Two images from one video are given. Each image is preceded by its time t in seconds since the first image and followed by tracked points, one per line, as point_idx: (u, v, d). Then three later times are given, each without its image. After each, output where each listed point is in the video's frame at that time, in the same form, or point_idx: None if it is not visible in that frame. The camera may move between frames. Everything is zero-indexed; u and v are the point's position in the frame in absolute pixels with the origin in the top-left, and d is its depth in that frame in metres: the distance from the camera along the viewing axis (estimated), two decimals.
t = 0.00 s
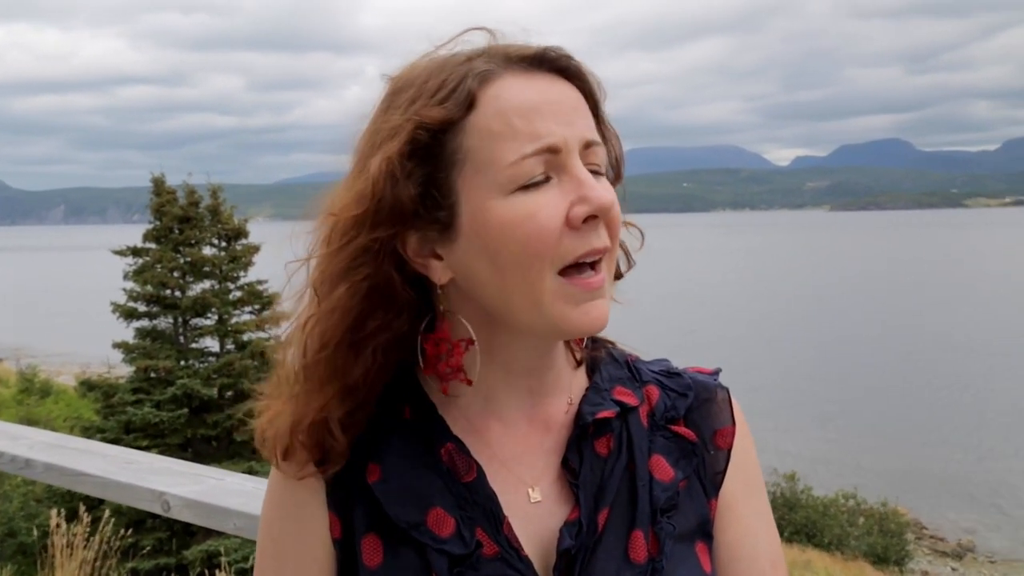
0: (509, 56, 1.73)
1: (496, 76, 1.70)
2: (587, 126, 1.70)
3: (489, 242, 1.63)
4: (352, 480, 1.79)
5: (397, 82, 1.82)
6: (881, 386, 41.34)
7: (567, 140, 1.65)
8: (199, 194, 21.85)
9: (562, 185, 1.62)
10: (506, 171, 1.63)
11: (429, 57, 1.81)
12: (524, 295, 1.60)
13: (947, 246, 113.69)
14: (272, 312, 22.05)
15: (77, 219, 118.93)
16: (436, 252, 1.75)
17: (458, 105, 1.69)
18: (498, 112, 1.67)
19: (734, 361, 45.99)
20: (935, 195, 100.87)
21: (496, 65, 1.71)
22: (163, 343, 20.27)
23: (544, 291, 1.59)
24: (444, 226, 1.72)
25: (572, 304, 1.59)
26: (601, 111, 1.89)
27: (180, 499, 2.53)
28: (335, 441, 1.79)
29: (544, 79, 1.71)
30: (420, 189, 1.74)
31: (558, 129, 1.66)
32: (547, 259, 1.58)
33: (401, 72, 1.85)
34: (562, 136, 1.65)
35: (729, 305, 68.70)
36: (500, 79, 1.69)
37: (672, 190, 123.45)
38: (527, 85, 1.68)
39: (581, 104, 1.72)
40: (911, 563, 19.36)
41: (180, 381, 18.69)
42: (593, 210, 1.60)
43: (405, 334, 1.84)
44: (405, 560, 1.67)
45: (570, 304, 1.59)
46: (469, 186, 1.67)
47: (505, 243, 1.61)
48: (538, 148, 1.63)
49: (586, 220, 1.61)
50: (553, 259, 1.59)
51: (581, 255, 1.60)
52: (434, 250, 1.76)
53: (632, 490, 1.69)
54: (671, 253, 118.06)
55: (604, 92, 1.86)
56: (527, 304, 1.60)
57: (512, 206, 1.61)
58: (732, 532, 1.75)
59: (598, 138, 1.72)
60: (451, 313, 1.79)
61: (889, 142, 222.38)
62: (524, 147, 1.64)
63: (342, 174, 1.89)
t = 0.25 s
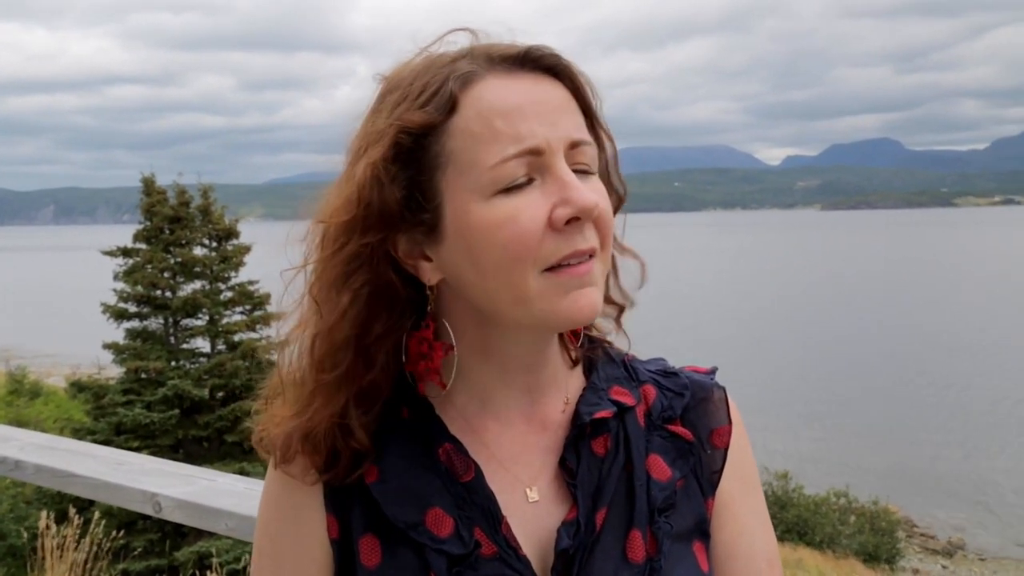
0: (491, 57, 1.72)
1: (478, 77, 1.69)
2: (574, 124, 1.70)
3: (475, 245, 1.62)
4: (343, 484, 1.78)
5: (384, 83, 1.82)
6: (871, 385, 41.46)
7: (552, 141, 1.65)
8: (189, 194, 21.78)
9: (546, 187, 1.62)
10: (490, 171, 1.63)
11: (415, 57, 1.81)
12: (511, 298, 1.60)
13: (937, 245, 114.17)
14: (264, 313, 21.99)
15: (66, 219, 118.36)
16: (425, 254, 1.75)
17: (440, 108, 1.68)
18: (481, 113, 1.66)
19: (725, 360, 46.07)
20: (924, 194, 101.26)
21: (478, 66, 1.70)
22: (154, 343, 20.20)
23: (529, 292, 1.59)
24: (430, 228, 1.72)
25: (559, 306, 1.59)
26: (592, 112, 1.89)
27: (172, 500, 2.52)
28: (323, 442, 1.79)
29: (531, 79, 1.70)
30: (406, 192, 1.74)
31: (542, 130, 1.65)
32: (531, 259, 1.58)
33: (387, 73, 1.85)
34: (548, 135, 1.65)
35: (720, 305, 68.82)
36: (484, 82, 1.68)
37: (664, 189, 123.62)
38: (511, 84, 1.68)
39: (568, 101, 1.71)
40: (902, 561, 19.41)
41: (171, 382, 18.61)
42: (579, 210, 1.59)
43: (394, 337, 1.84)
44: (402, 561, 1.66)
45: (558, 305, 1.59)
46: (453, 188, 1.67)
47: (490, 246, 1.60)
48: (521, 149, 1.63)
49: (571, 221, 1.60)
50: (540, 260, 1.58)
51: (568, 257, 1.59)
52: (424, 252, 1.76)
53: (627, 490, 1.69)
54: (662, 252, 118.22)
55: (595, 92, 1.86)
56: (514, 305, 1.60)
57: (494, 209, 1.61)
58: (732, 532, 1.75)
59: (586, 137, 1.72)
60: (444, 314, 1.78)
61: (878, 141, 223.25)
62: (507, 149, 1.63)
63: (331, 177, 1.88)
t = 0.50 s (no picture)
0: (505, 52, 1.74)
1: (493, 71, 1.71)
2: (581, 123, 1.71)
3: (484, 238, 1.63)
4: (341, 479, 1.79)
5: (392, 79, 1.83)
6: (863, 384, 41.57)
7: (563, 135, 1.67)
8: (182, 195, 21.72)
9: (555, 185, 1.64)
10: (502, 163, 1.64)
11: (426, 53, 1.83)
12: (519, 291, 1.61)
13: (929, 244, 114.56)
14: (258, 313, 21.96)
15: (59, 220, 118.11)
16: (431, 248, 1.76)
17: (455, 100, 1.69)
18: (494, 108, 1.68)
19: (719, 360, 46.17)
20: (916, 193, 101.55)
21: (490, 62, 1.73)
22: (147, 344, 20.17)
23: (536, 286, 1.59)
24: (439, 221, 1.73)
25: (564, 299, 1.60)
26: (597, 114, 1.90)
27: (166, 499, 2.53)
28: (327, 435, 1.79)
29: (541, 77, 1.71)
30: (419, 181, 1.74)
31: (552, 124, 1.67)
32: (541, 253, 1.59)
33: (397, 68, 1.86)
34: (557, 131, 1.67)
35: (714, 304, 68.99)
36: (496, 78, 1.70)
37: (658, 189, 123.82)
38: (524, 80, 1.70)
39: (576, 101, 1.73)
40: (895, 559, 19.47)
41: (165, 383, 18.58)
42: (587, 205, 1.61)
43: (401, 332, 1.84)
44: (402, 560, 1.66)
45: (566, 303, 1.60)
46: (462, 180, 1.68)
47: (500, 239, 1.61)
48: (532, 142, 1.65)
49: (579, 217, 1.61)
50: (547, 255, 1.59)
51: (574, 253, 1.61)
52: (430, 246, 1.77)
53: (626, 487, 1.71)
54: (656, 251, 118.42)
55: (601, 93, 1.87)
56: (521, 299, 1.61)
57: (504, 201, 1.63)
58: (724, 531, 1.77)
59: (593, 136, 1.74)
60: (446, 308, 1.80)
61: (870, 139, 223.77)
62: (518, 143, 1.65)
63: (339, 171, 1.90)
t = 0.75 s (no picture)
0: (513, 49, 1.77)
1: (501, 66, 1.74)
2: (586, 122, 1.74)
3: (490, 231, 1.66)
4: (341, 472, 1.81)
5: (400, 74, 1.86)
6: (861, 383, 41.64)
7: (568, 131, 1.70)
8: (180, 194, 21.73)
9: (561, 179, 1.66)
10: (508, 157, 1.67)
11: (435, 49, 1.86)
12: (523, 284, 1.63)
13: (927, 243, 114.73)
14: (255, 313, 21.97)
15: (57, 219, 118.20)
16: (435, 240, 1.79)
17: (465, 92, 1.72)
18: (503, 102, 1.71)
19: (717, 359, 46.25)
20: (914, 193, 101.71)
21: (500, 57, 1.76)
22: (145, 344, 20.18)
23: (539, 280, 1.62)
24: (445, 213, 1.75)
25: (566, 295, 1.63)
26: (600, 113, 1.93)
27: (162, 496, 2.56)
28: (327, 429, 1.81)
29: (547, 74, 1.74)
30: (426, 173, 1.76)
31: (558, 120, 1.70)
32: (545, 248, 1.62)
33: (404, 64, 1.89)
34: (563, 127, 1.69)
35: (712, 304, 69.10)
36: (505, 71, 1.73)
37: (656, 188, 123.93)
38: (531, 77, 1.73)
39: (582, 99, 1.76)
40: (892, 558, 19.50)
41: (162, 382, 18.60)
42: (592, 201, 1.63)
43: (401, 323, 1.87)
44: (399, 553, 1.69)
45: (566, 297, 1.62)
46: (468, 173, 1.71)
47: (502, 231, 1.64)
48: (539, 137, 1.67)
49: (584, 213, 1.64)
50: (553, 250, 1.61)
51: (579, 247, 1.63)
52: (434, 238, 1.79)
53: (620, 482, 1.73)
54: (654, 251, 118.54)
55: (605, 90, 1.90)
56: (524, 290, 1.64)
57: (510, 194, 1.65)
58: (717, 528, 1.80)
59: (597, 134, 1.76)
60: (448, 299, 1.82)
61: (868, 138, 224.03)
62: (524, 136, 1.68)
63: (347, 162, 1.92)
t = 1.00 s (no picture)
0: (528, 53, 1.78)
1: (514, 70, 1.75)
2: (594, 129, 1.75)
3: (494, 232, 1.67)
4: (336, 468, 1.82)
5: (411, 72, 1.86)
6: (861, 382, 41.66)
7: (576, 138, 1.71)
8: (180, 192, 21.72)
9: (569, 184, 1.67)
10: (515, 159, 1.68)
11: (448, 48, 1.86)
12: (527, 287, 1.65)
13: (927, 242, 114.71)
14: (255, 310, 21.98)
15: (58, 216, 118.42)
16: (436, 237, 1.80)
17: (478, 94, 1.72)
18: (512, 106, 1.71)
19: (717, 358, 46.27)
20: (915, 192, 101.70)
21: (514, 60, 1.76)
22: (145, 341, 20.21)
23: (542, 284, 1.63)
24: (450, 211, 1.76)
25: (566, 299, 1.64)
26: (605, 120, 1.94)
27: (160, 492, 2.57)
28: (328, 424, 1.82)
29: (559, 79, 1.75)
30: (433, 168, 1.76)
31: (568, 126, 1.71)
32: (551, 255, 1.63)
33: (415, 61, 1.89)
34: (572, 135, 1.70)
35: (712, 302, 69.11)
36: (518, 77, 1.74)
37: (657, 187, 123.91)
38: (544, 82, 1.74)
39: (591, 106, 1.77)
40: (892, 557, 19.43)
41: (162, 379, 18.62)
42: (595, 212, 1.65)
43: (403, 317, 1.88)
44: (392, 548, 1.72)
45: (568, 301, 1.63)
46: (475, 174, 1.72)
47: (508, 233, 1.65)
48: (547, 142, 1.69)
49: (587, 220, 1.65)
50: (559, 256, 1.62)
51: (584, 256, 1.64)
52: (438, 235, 1.80)
53: (614, 483, 1.74)
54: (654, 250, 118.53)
55: (613, 97, 1.92)
56: (529, 295, 1.65)
57: (517, 197, 1.66)
58: (707, 526, 1.81)
59: (603, 140, 1.78)
60: (447, 297, 1.82)
61: (869, 138, 224.00)
62: (533, 141, 1.69)
63: (354, 157, 1.93)
